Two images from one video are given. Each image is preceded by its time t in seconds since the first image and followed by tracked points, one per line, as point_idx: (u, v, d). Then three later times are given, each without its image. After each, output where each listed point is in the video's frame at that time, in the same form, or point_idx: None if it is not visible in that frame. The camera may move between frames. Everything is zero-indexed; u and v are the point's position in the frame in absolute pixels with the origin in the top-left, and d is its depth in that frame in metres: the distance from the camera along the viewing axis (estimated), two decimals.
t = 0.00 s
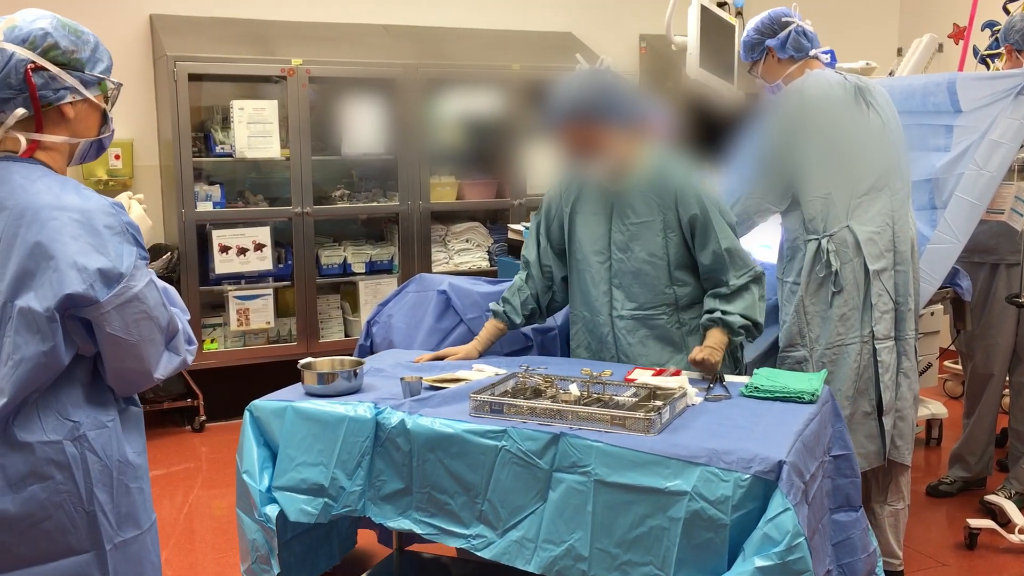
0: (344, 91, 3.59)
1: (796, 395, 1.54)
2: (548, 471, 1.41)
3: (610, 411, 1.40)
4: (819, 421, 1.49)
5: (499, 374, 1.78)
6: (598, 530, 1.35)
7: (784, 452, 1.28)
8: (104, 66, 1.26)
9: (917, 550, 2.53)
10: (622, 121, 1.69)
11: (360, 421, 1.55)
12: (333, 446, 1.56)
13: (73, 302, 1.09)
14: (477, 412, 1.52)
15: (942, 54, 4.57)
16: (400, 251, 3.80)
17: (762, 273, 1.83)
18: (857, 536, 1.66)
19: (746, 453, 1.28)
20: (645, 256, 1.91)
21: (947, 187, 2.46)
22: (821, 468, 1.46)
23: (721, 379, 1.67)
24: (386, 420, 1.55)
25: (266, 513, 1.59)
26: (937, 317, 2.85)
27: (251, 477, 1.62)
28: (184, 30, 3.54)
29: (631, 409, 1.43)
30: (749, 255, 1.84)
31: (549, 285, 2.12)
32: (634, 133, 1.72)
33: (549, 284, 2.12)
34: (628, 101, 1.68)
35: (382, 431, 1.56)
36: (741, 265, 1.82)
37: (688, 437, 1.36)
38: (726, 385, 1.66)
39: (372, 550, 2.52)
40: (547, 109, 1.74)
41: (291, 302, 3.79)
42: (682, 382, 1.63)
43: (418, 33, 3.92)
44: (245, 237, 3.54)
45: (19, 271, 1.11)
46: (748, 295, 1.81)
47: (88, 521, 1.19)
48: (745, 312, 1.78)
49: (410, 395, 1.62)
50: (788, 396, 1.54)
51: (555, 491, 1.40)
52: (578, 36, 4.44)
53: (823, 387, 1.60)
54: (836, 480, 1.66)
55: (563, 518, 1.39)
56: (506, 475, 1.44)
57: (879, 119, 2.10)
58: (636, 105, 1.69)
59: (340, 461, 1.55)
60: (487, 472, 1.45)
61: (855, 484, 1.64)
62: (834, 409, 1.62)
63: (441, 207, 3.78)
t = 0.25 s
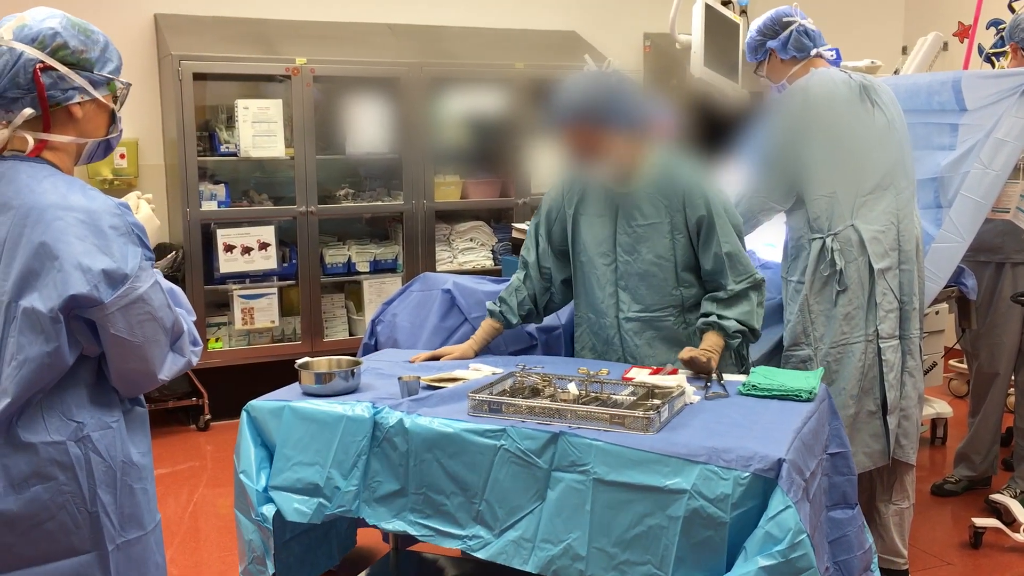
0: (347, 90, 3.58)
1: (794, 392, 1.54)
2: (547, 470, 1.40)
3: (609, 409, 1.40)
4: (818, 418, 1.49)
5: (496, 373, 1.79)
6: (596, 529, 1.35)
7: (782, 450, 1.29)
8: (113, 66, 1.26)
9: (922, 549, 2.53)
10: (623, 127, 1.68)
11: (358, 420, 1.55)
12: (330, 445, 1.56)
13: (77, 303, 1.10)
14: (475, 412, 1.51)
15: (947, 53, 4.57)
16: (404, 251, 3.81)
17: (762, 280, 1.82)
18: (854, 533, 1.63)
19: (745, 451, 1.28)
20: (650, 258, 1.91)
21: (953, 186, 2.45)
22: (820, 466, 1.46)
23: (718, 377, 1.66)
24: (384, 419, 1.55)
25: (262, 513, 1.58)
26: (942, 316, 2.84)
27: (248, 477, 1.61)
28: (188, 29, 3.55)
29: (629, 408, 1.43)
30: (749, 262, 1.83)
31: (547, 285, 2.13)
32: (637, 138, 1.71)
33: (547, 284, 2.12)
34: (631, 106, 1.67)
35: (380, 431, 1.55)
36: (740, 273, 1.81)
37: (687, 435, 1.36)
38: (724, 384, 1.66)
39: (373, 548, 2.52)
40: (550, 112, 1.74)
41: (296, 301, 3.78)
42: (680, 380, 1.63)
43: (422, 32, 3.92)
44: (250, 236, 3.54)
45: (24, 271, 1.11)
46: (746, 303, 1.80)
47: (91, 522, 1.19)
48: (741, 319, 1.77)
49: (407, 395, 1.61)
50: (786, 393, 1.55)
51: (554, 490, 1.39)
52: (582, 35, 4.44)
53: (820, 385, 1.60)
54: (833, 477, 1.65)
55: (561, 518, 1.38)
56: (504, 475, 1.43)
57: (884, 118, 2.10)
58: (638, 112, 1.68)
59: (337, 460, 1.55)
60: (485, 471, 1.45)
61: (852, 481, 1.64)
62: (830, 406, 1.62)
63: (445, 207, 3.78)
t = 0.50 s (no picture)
0: (351, 90, 3.59)
1: (785, 391, 1.53)
2: (537, 469, 1.39)
3: (599, 408, 1.39)
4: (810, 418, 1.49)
5: (490, 372, 1.78)
6: (586, 527, 1.34)
7: (771, 449, 1.28)
8: (118, 66, 1.26)
9: (926, 548, 2.53)
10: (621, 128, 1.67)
11: (350, 418, 1.55)
12: (322, 442, 1.56)
13: (82, 301, 1.10)
14: (467, 410, 1.51)
15: (952, 52, 4.56)
16: (408, 250, 3.80)
17: (759, 280, 1.82)
18: (851, 531, 1.64)
19: (734, 449, 1.28)
20: (653, 257, 1.91)
21: (957, 185, 2.45)
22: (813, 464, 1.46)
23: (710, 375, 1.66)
24: (376, 417, 1.54)
25: (256, 509, 1.59)
26: (946, 316, 2.84)
27: (242, 475, 1.62)
28: (192, 28, 3.55)
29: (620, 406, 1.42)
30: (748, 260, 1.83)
31: (543, 286, 2.12)
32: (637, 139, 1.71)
33: (543, 285, 2.12)
34: (631, 105, 1.67)
35: (371, 429, 1.55)
36: (738, 272, 1.81)
37: (677, 433, 1.36)
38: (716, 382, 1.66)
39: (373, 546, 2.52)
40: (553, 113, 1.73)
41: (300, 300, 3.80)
42: (673, 378, 1.62)
43: (425, 31, 3.92)
44: (254, 235, 3.55)
45: (28, 270, 1.11)
46: (744, 302, 1.80)
47: (96, 521, 1.19)
48: (735, 318, 1.78)
49: (400, 392, 1.62)
50: (776, 392, 1.54)
51: (544, 488, 1.38)
52: (586, 34, 4.44)
53: (813, 384, 1.59)
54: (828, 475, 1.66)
55: (550, 516, 1.37)
56: (494, 473, 1.42)
57: (889, 117, 2.09)
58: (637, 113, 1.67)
59: (328, 458, 1.55)
60: (476, 469, 1.44)
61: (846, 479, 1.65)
62: (824, 405, 1.62)
63: (449, 205, 3.79)
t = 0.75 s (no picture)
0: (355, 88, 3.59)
1: (772, 389, 1.53)
2: (522, 466, 1.39)
3: (583, 405, 1.39)
4: (797, 416, 1.48)
5: (480, 370, 1.78)
6: (570, 524, 1.34)
7: (752, 447, 1.28)
8: (122, 65, 1.26)
9: (930, 547, 2.52)
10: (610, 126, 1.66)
11: (338, 416, 1.54)
12: (311, 440, 1.55)
13: (89, 300, 1.10)
14: (453, 408, 1.51)
15: (955, 49, 4.55)
16: (411, 248, 3.80)
17: (753, 278, 1.81)
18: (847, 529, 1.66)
19: (715, 448, 1.27)
20: (648, 254, 1.90)
21: (962, 183, 2.44)
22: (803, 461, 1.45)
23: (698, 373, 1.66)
24: (363, 415, 1.54)
25: (246, 505, 1.58)
26: (951, 314, 2.83)
27: (231, 470, 1.62)
28: (196, 27, 3.55)
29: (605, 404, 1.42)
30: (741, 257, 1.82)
31: (537, 284, 2.11)
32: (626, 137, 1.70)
33: (536, 284, 2.10)
34: (619, 102, 1.65)
35: (359, 427, 1.55)
36: (731, 269, 1.80)
37: (660, 431, 1.35)
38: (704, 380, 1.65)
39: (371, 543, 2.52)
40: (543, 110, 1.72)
41: (303, 299, 3.79)
42: (661, 377, 1.62)
43: (428, 29, 3.92)
44: (257, 234, 3.55)
45: (35, 270, 1.11)
46: (737, 299, 1.80)
47: (104, 519, 1.19)
48: (727, 317, 1.78)
49: (388, 390, 1.62)
50: (764, 390, 1.53)
51: (529, 486, 1.38)
52: (589, 32, 4.44)
53: (801, 382, 1.58)
54: (822, 474, 1.68)
55: (535, 514, 1.37)
56: (480, 470, 1.42)
57: (893, 116, 2.09)
58: (625, 111, 1.66)
59: (317, 455, 1.54)
60: (461, 466, 1.44)
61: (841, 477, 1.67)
62: (813, 405, 1.60)
63: (452, 204, 3.79)
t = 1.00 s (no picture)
0: (359, 87, 3.60)
1: (756, 387, 1.50)
2: (503, 464, 1.37)
3: (564, 403, 1.36)
4: (781, 415, 1.45)
5: (466, 368, 1.76)
6: (549, 521, 1.31)
7: (729, 444, 1.25)
8: (125, 64, 1.26)
9: (934, 546, 2.52)
10: (587, 120, 1.66)
11: (322, 413, 1.52)
12: (297, 437, 1.53)
13: (96, 298, 1.10)
14: (437, 406, 1.48)
15: (961, 47, 4.55)
16: (414, 247, 3.82)
17: (738, 272, 1.81)
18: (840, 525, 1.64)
19: (692, 445, 1.25)
20: (634, 250, 1.91)
21: (966, 182, 2.44)
22: (787, 459, 1.42)
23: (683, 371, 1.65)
24: (348, 413, 1.52)
25: (234, 502, 1.56)
26: (954, 312, 2.82)
27: (219, 468, 1.60)
28: (200, 27, 3.55)
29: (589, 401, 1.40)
30: (725, 251, 1.82)
31: (526, 282, 2.11)
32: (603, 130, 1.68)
33: (525, 281, 2.09)
34: (594, 96, 1.64)
35: (344, 424, 1.52)
36: (714, 262, 1.80)
37: (640, 429, 1.33)
38: (690, 379, 1.64)
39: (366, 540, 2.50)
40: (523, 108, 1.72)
41: (306, 297, 3.79)
42: (645, 375, 1.59)
43: (432, 28, 3.92)
44: (260, 233, 3.55)
45: (42, 269, 1.11)
46: (725, 293, 1.80)
47: (111, 517, 1.19)
48: (714, 311, 1.77)
49: (373, 388, 1.60)
50: (747, 388, 1.51)
51: (509, 483, 1.36)
52: (593, 31, 4.44)
53: (785, 379, 1.55)
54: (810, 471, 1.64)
55: (515, 511, 1.35)
56: (463, 468, 1.40)
57: (896, 115, 2.08)
58: (601, 105, 1.65)
59: (303, 453, 1.52)
60: (444, 463, 1.42)
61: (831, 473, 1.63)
62: (799, 402, 1.57)
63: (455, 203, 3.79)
